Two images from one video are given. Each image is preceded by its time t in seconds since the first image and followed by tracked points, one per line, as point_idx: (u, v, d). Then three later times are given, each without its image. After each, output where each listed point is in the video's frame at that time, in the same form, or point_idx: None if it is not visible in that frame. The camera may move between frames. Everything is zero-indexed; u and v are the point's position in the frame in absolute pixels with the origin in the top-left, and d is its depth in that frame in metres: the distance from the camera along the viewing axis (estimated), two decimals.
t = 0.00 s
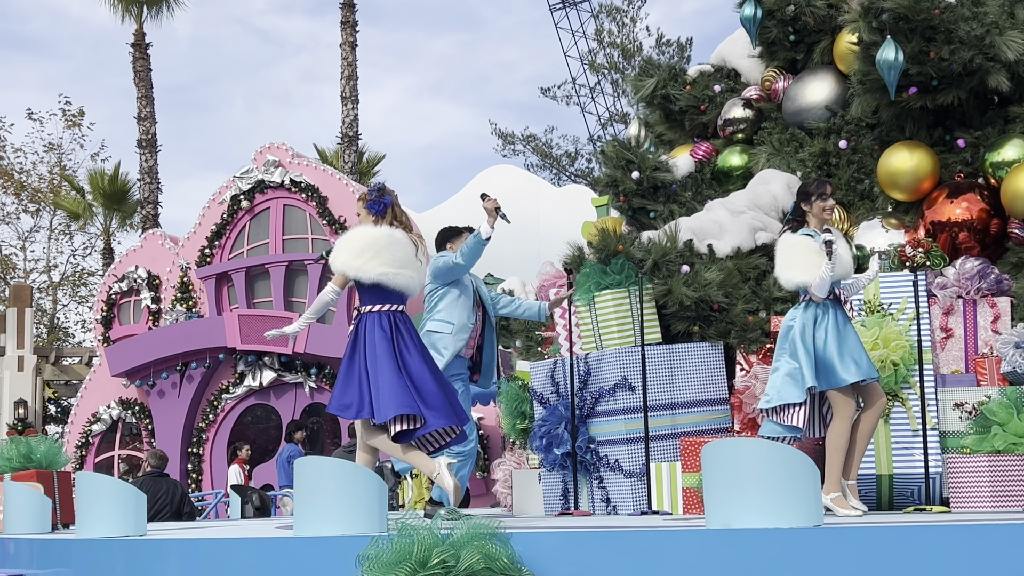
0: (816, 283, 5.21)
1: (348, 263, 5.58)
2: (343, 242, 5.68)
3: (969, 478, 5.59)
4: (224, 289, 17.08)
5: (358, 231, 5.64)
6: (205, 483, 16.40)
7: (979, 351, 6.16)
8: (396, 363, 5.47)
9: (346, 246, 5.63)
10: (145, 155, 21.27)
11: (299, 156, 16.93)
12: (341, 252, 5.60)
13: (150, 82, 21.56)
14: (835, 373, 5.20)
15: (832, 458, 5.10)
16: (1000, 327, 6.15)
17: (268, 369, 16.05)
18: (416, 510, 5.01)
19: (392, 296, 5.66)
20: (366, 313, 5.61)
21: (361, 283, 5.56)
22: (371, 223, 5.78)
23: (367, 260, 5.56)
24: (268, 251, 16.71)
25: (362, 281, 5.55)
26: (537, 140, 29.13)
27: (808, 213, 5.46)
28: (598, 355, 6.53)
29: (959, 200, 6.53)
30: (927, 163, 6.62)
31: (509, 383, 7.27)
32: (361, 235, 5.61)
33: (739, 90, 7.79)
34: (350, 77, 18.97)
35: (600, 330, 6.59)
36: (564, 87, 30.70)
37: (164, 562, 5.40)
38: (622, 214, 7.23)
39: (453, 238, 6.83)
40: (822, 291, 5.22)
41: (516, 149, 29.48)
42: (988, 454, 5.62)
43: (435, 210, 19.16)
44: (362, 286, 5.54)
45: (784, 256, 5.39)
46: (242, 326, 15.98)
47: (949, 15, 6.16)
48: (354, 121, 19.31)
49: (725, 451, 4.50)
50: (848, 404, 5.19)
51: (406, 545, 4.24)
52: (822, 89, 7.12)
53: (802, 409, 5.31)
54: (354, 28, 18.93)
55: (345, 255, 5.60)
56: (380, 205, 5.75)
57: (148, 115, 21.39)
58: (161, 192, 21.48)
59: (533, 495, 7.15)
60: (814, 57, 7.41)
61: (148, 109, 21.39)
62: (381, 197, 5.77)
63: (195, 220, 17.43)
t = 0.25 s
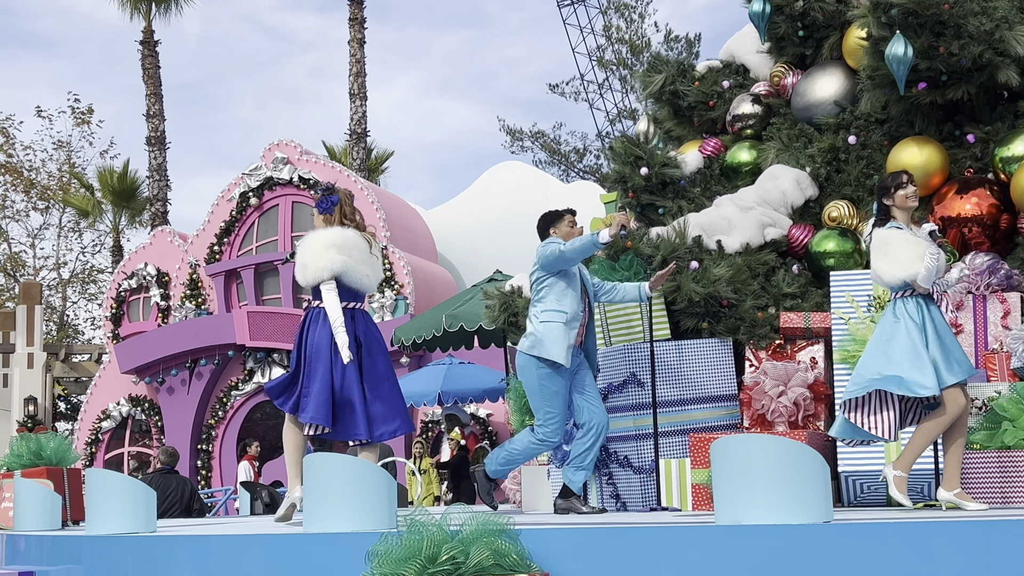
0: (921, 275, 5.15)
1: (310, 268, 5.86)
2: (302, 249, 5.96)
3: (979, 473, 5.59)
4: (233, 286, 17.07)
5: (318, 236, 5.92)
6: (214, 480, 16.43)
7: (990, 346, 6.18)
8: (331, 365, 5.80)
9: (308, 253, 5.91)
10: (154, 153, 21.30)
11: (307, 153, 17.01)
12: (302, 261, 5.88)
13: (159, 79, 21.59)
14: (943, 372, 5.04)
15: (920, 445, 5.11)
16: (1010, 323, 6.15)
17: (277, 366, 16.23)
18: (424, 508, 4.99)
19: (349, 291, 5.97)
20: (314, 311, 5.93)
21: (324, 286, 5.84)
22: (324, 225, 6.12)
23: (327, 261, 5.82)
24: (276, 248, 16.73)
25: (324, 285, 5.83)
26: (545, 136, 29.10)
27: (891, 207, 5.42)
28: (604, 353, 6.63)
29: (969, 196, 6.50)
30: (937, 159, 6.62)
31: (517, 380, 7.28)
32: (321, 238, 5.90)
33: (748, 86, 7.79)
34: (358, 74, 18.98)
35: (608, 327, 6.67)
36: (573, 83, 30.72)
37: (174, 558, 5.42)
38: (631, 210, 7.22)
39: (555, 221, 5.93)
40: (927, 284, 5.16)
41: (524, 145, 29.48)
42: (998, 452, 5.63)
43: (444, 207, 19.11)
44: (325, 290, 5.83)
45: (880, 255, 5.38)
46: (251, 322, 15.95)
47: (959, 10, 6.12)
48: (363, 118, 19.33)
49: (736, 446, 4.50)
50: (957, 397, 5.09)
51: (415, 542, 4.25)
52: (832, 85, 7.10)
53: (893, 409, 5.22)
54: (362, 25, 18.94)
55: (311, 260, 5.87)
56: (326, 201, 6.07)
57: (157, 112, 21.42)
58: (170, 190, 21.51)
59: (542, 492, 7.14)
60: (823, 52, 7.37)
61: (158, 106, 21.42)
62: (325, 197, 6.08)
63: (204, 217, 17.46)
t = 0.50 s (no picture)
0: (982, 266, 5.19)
1: (274, 275, 6.03)
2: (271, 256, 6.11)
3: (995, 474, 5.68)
4: (243, 283, 17.08)
5: (283, 246, 6.11)
6: (225, 477, 16.45)
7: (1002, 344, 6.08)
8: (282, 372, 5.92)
9: (273, 261, 6.09)
10: (164, 150, 21.33)
11: (317, 150, 17.05)
12: (267, 269, 6.05)
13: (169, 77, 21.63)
14: (1017, 349, 5.08)
15: None
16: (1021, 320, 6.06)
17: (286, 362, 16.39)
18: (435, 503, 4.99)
19: (312, 301, 6.14)
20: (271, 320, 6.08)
21: (284, 292, 6.00)
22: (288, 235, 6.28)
23: (289, 268, 6.00)
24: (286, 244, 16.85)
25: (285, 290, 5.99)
26: (555, 133, 29.09)
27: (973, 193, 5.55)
28: (615, 349, 6.55)
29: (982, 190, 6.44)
30: (947, 154, 6.56)
31: (527, 375, 7.25)
32: (288, 247, 6.09)
33: (758, 82, 7.79)
34: (368, 71, 18.99)
35: (618, 321, 6.57)
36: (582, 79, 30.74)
37: (184, 554, 5.44)
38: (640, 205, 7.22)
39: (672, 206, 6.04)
40: (986, 276, 5.19)
41: (534, 141, 29.49)
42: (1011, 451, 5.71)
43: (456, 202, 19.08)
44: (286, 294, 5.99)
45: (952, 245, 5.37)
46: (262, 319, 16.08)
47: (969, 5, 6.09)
48: (372, 115, 19.34)
49: (744, 442, 4.48)
50: None
51: (426, 538, 4.25)
52: (842, 80, 7.09)
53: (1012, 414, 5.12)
54: (371, 22, 18.96)
55: (277, 265, 6.05)
56: (289, 213, 6.24)
57: (166, 109, 21.45)
58: (180, 187, 21.54)
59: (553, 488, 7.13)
60: (833, 47, 7.36)
61: (167, 104, 21.45)
62: (288, 208, 6.26)
63: (214, 215, 17.50)
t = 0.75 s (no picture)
0: None
1: (254, 279, 6.18)
2: (252, 256, 6.25)
3: (1005, 466, 5.73)
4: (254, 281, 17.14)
5: (266, 249, 6.25)
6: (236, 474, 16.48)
7: (1014, 338, 6.04)
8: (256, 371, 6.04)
9: (254, 264, 6.23)
10: (175, 148, 21.36)
11: (327, 147, 17.11)
12: (248, 271, 6.19)
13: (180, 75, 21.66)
14: None
15: None
16: None
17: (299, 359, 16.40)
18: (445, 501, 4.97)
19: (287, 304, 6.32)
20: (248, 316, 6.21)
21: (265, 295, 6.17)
22: (267, 234, 6.41)
23: (273, 275, 6.16)
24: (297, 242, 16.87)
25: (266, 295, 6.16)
26: (565, 130, 29.08)
27: None
28: (627, 345, 6.50)
29: (993, 186, 6.44)
30: (960, 149, 6.57)
31: (539, 372, 7.26)
32: (269, 250, 6.24)
33: (769, 77, 7.74)
34: (378, 68, 19.00)
35: (629, 318, 6.53)
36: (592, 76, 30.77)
37: (198, 553, 5.46)
38: (651, 202, 7.23)
39: (792, 187, 5.59)
40: None
41: (545, 138, 29.50)
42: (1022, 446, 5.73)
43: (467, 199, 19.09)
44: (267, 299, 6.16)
45: None
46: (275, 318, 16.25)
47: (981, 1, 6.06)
48: (382, 112, 19.36)
49: (757, 440, 4.48)
50: None
51: (438, 534, 4.25)
52: (854, 76, 7.06)
53: None
54: (381, 20, 18.97)
55: (257, 268, 6.20)
56: (272, 214, 6.36)
57: (178, 107, 21.48)
58: (191, 184, 21.58)
59: (564, 485, 7.12)
60: (845, 43, 7.31)
61: (178, 102, 21.48)
62: (272, 209, 6.37)
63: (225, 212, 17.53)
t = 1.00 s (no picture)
0: None
1: (269, 293, 6.20)
2: (269, 271, 6.24)
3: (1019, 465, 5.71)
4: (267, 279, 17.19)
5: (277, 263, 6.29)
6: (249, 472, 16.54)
7: None
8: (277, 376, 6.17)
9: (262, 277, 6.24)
10: (187, 146, 21.42)
11: (340, 146, 17.22)
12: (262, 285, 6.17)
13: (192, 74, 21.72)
14: None
15: None
16: None
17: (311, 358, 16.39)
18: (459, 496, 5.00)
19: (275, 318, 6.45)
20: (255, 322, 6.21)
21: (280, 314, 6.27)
22: (257, 242, 6.42)
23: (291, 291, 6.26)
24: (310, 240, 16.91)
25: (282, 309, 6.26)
26: (577, 127, 29.11)
27: None
28: (640, 341, 6.50)
29: (1006, 182, 6.38)
30: (973, 146, 6.55)
31: (550, 369, 7.24)
32: (282, 267, 6.29)
33: (782, 74, 7.75)
34: (390, 67, 19.03)
35: (642, 316, 6.55)
36: (604, 74, 30.82)
37: (211, 550, 5.47)
38: (663, 199, 7.25)
39: (890, 178, 5.33)
40: None
41: (557, 136, 29.55)
42: None
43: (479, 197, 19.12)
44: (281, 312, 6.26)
45: None
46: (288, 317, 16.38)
47: None
48: (394, 110, 19.38)
49: (771, 436, 4.49)
50: None
51: (452, 531, 4.26)
52: (866, 72, 7.05)
53: None
54: (393, 18, 19.02)
55: (274, 286, 6.22)
56: (270, 224, 6.41)
57: (190, 106, 21.54)
58: (204, 183, 21.64)
59: (576, 482, 7.15)
60: (857, 39, 7.30)
61: (191, 100, 21.54)
62: (269, 219, 6.42)
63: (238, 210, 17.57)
